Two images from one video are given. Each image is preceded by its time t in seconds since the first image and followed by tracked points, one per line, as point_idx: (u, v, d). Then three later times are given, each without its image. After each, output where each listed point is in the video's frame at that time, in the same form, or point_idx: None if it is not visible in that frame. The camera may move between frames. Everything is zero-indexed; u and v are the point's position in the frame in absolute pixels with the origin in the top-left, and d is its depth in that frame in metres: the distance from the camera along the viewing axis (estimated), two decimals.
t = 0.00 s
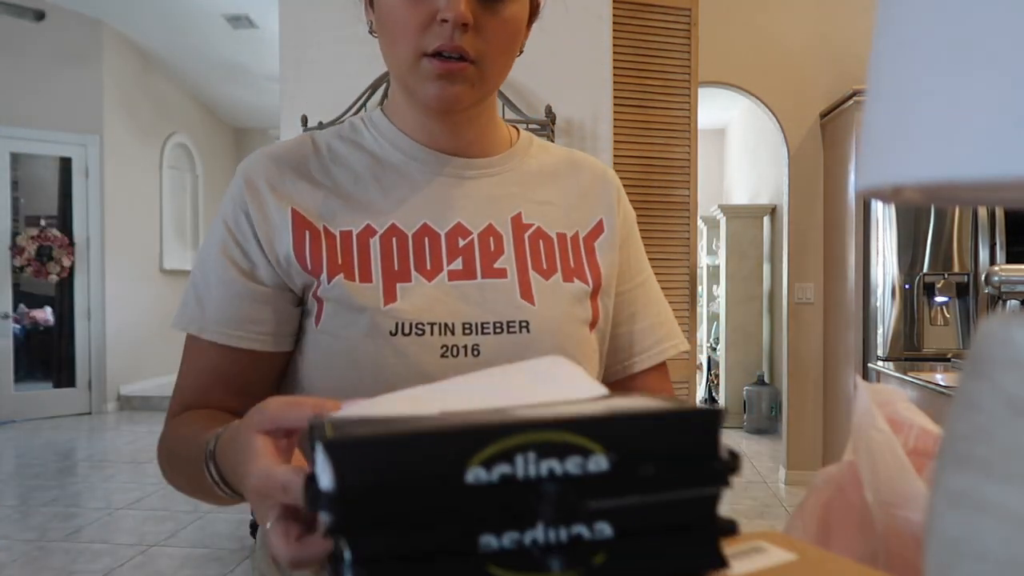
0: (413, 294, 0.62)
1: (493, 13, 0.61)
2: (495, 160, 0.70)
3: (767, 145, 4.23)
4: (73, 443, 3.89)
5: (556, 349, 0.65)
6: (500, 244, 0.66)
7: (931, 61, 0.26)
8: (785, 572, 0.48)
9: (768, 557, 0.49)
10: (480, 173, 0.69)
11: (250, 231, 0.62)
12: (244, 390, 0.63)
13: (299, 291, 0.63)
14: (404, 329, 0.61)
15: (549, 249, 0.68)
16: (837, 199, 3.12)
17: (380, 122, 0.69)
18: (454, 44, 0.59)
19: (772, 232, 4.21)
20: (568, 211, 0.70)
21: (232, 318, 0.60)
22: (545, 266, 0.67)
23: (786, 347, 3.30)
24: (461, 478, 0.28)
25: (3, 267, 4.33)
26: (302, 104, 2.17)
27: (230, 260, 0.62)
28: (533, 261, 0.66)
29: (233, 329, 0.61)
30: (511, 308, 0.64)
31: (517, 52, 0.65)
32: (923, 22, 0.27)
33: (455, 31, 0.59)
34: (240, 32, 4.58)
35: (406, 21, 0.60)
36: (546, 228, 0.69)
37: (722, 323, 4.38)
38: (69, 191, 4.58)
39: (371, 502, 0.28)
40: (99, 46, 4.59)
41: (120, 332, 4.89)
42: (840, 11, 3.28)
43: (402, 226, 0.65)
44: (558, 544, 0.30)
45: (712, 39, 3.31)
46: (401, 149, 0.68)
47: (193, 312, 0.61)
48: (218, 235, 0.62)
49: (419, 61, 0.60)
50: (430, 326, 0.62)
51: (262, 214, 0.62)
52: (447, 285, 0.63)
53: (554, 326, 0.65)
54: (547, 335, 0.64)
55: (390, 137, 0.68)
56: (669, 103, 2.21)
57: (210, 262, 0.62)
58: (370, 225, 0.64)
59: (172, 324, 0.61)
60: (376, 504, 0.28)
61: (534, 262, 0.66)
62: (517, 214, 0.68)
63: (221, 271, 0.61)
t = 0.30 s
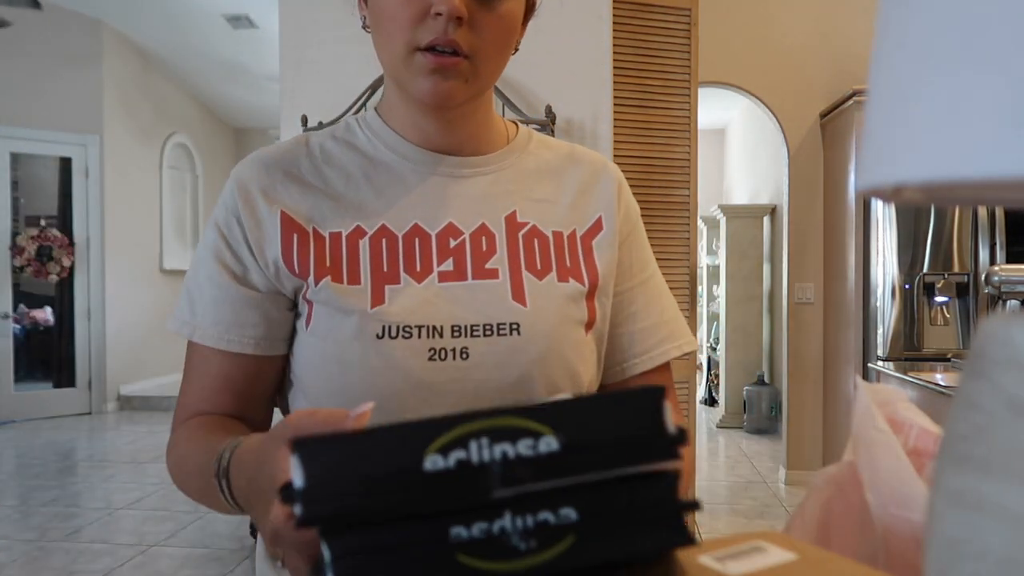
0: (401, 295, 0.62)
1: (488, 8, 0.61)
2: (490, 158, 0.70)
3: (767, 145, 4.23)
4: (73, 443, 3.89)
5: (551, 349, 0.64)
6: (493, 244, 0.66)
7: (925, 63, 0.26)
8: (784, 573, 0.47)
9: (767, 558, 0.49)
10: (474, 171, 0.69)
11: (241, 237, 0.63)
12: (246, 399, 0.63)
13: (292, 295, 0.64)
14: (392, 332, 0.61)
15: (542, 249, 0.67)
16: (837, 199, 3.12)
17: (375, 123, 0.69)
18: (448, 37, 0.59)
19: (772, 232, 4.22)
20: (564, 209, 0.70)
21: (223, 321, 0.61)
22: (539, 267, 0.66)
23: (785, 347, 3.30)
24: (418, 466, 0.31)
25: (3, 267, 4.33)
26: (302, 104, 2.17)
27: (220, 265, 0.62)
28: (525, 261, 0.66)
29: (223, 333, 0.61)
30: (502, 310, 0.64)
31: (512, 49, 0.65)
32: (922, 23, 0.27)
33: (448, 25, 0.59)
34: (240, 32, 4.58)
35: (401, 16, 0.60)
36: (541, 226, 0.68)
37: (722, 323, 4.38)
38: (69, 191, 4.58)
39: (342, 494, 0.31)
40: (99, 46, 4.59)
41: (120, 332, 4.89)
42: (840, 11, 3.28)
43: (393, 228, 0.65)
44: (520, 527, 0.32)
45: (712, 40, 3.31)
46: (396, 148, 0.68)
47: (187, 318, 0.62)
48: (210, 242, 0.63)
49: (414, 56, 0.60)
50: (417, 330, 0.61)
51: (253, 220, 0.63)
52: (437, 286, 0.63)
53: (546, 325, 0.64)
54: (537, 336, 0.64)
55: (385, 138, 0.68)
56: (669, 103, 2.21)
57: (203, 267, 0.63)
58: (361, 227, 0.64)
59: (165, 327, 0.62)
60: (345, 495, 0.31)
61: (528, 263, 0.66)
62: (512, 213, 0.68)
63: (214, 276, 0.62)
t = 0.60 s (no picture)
0: (399, 296, 0.62)
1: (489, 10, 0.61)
2: (489, 158, 0.70)
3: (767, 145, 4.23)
4: (73, 443, 3.89)
5: (551, 348, 0.64)
6: (491, 244, 0.66)
7: (921, 68, 0.27)
8: (784, 573, 0.47)
9: (767, 557, 0.49)
10: (472, 172, 0.69)
11: (242, 236, 0.63)
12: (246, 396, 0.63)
13: (291, 294, 0.64)
14: (390, 331, 0.61)
15: (542, 249, 0.67)
16: (837, 199, 3.12)
17: (376, 124, 0.69)
18: (449, 39, 0.59)
19: (772, 232, 4.21)
20: (563, 210, 0.70)
21: (220, 320, 0.61)
22: (538, 267, 0.66)
23: (785, 347, 3.30)
24: (367, 473, 0.33)
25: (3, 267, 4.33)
26: (302, 104, 2.17)
27: (219, 263, 0.62)
28: (524, 260, 0.66)
29: (222, 331, 0.61)
30: (501, 310, 0.63)
31: (512, 52, 0.65)
32: (920, 25, 0.27)
33: (449, 27, 0.59)
34: (240, 32, 4.58)
35: (400, 17, 0.60)
36: (540, 227, 0.68)
37: (722, 323, 4.38)
38: (69, 191, 4.57)
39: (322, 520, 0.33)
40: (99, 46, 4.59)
41: (120, 332, 4.89)
42: (840, 11, 3.28)
43: (391, 227, 0.65)
44: (490, 517, 0.35)
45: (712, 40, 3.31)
46: (395, 150, 0.68)
47: (185, 318, 0.63)
48: (208, 241, 0.63)
49: (414, 58, 0.60)
50: (416, 330, 0.61)
51: (252, 218, 0.63)
52: (435, 286, 0.63)
53: (547, 325, 0.64)
54: (536, 337, 0.63)
55: (384, 136, 0.68)
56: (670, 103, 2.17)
57: (201, 266, 0.63)
58: (359, 225, 0.64)
59: (162, 326, 0.63)
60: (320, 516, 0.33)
61: (527, 264, 0.66)
62: (511, 214, 0.68)
63: (213, 274, 0.62)
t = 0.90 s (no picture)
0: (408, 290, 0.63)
1: (516, 18, 0.61)
2: (496, 157, 0.70)
3: (766, 145, 4.23)
4: (73, 443, 3.89)
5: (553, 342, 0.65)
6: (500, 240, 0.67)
7: (921, 67, 0.27)
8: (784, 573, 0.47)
9: (767, 558, 0.49)
10: (479, 171, 0.69)
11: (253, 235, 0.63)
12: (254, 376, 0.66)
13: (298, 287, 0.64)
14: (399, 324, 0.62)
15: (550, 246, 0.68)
16: (837, 199, 3.13)
17: (384, 124, 0.69)
18: (479, 49, 0.60)
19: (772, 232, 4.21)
20: (570, 210, 0.70)
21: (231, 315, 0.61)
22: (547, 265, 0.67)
23: (785, 347, 3.30)
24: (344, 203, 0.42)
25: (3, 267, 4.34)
26: (302, 104, 2.16)
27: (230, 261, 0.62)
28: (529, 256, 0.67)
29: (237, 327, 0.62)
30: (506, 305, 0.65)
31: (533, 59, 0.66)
32: (920, 26, 0.27)
33: (481, 37, 0.59)
34: (240, 32, 4.58)
35: (427, 23, 0.59)
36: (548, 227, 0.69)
37: (722, 323, 4.38)
38: (69, 191, 4.57)
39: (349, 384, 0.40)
40: (99, 46, 4.60)
41: (120, 332, 4.89)
42: (840, 11, 3.28)
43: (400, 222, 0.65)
44: (509, 304, 0.41)
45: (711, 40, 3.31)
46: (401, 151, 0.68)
47: (198, 314, 0.63)
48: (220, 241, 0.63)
49: (442, 64, 0.60)
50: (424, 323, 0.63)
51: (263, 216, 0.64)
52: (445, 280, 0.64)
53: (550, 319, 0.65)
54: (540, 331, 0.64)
55: (392, 135, 0.68)
56: (669, 103, 2.17)
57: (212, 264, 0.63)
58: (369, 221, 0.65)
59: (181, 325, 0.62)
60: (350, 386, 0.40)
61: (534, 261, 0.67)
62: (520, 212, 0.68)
63: (222, 271, 0.62)
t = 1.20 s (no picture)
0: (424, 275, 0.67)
1: (502, 15, 0.62)
2: (519, 165, 0.73)
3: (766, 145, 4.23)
4: (73, 442, 3.89)
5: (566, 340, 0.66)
6: (519, 241, 0.69)
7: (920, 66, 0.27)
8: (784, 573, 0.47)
9: (768, 559, 0.49)
10: (502, 175, 0.72)
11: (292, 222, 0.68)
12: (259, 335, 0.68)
13: (323, 273, 0.68)
14: (416, 309, 0.65)
15: (567, 251, 0.70)
16: (836, 199, 3.13)
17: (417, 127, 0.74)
18: (467, 56, 0.62)
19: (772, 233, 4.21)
20: (589, 217, 0.72)
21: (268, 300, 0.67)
22: (562, 266, 0.69)
23: (785, 347, 3.30)
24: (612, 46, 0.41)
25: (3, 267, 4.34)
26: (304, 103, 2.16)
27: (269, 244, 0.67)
28: (548, 258, 0.69)
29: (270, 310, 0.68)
30: (522, 301, 0.66)
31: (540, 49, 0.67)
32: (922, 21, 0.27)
33: (464, 44, 0.61)
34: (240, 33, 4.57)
35: (416, 40, 0.63)
36: (567, 232, 0.71)
37: (722, 323, 4.39)
38: (69, 191, 4.57)
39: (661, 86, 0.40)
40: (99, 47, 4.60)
41: (120, 332, 4.89)
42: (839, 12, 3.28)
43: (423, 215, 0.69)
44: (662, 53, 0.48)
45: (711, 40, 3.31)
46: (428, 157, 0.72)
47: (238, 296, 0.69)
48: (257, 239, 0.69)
49: (441, 75, 0.64)
50: (440, 309, 0.65)
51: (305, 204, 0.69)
52: (463, 273, 0.67)
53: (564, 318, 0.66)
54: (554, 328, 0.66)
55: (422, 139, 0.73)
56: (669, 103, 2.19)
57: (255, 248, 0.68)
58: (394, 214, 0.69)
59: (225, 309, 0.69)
60: (655, 115, 0.40)
61: (550, 262, 0.69)
62: (539, 215, 0.71)
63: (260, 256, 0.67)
